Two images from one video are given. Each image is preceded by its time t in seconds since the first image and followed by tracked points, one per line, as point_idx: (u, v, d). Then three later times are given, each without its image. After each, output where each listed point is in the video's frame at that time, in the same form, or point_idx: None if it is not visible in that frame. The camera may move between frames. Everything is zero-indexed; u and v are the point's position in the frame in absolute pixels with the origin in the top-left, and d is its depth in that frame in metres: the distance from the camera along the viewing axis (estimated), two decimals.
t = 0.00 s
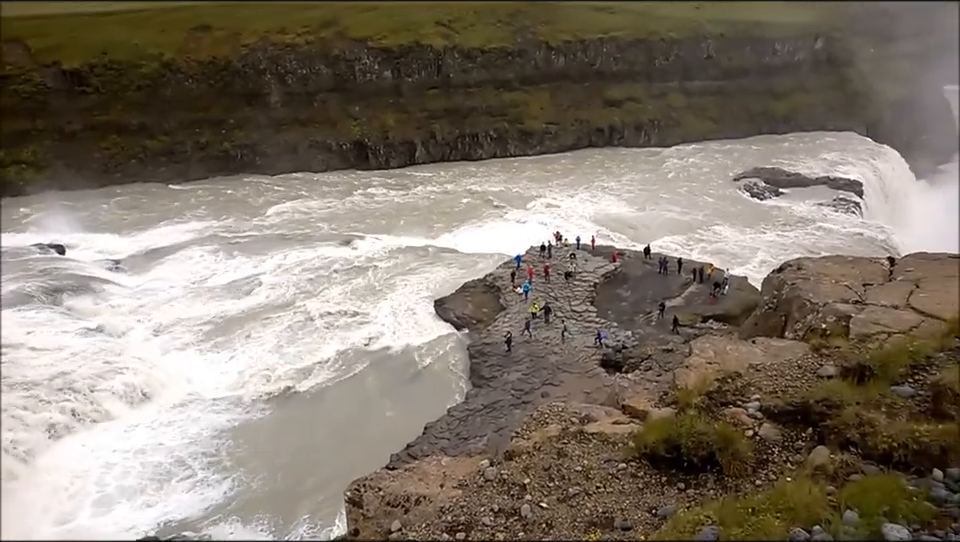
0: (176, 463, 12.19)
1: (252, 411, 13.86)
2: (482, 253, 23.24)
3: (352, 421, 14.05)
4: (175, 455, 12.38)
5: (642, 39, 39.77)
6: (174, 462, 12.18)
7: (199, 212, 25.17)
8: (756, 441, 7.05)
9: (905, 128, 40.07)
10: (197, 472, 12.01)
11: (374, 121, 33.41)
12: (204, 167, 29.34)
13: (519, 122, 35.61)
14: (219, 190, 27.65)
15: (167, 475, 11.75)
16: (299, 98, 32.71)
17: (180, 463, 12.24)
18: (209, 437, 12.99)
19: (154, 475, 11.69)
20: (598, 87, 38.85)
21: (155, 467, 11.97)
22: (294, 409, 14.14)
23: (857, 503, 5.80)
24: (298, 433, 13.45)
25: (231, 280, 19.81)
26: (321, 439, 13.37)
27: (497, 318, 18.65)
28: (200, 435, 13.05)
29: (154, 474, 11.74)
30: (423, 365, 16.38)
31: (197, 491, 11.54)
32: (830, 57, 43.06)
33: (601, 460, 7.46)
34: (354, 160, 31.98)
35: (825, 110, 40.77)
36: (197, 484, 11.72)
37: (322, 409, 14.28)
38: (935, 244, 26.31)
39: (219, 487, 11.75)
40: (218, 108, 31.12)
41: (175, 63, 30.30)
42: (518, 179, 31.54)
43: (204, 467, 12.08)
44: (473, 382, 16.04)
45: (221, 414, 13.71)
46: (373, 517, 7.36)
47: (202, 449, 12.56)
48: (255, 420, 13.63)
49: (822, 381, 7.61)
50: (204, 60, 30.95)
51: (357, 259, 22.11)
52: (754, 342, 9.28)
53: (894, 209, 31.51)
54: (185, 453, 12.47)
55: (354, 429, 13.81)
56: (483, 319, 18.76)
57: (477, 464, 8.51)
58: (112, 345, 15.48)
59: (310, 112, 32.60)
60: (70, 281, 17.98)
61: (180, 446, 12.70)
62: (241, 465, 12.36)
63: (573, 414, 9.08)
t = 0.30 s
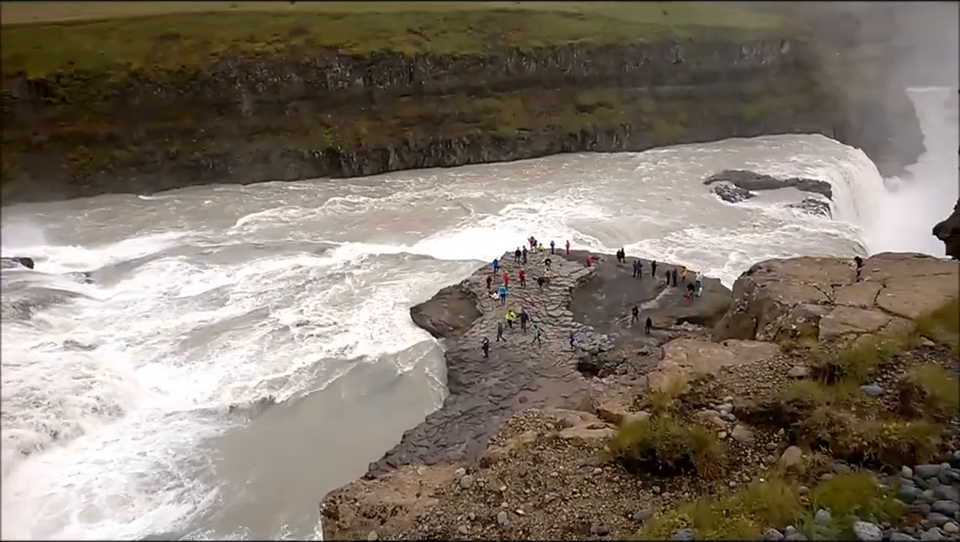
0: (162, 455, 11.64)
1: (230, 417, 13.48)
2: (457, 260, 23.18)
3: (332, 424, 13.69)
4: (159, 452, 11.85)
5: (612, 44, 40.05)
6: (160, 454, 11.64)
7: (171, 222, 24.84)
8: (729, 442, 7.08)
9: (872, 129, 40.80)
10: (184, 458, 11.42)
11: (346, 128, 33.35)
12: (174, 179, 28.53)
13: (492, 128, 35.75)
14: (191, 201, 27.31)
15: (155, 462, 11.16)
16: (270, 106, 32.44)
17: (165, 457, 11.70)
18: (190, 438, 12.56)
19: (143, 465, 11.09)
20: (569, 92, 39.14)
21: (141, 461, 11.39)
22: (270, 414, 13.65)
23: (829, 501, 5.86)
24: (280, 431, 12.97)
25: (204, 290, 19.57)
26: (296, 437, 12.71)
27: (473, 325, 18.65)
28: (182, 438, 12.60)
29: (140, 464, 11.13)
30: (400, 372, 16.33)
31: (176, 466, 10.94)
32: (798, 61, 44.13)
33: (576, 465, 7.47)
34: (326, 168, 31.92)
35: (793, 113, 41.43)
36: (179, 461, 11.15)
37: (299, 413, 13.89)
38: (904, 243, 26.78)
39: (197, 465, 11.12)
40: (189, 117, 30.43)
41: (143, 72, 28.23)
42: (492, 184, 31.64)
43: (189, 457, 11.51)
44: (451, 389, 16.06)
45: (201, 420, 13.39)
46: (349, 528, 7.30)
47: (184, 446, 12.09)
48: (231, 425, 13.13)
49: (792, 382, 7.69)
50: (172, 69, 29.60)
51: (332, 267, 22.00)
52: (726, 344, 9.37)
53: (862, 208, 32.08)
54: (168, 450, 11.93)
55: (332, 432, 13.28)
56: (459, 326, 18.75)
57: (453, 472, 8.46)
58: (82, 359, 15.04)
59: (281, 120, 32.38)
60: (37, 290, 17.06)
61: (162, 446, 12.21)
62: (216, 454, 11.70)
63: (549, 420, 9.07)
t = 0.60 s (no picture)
0: (160, 457, 11.57)
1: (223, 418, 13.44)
2: (444, 261, 23.17)
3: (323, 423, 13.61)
4: (156, 454, 11.78)
5: (596, 44, 40.19)
6: (158, 456, 11.58)
7: (156, 228, 24.59)
8: (714, 438, 7.10)
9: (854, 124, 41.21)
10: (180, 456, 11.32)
11: (331, 130, 33.25)
12: (158, 184, 28.16)
13: (478, 129, 35.77)
14: (175, 206, 27.02)
15: (155, 464, 11.10)
16: (254, 110, 32.26)
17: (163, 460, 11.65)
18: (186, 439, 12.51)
19: (143, 469, 11.05)
20: (555, 92, 39.22)
21: (139, 466, 11.30)
22: (261, 415, 13.15)
23: (814, 493, 5.91)
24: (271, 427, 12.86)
25: (191, 296, 19.50)
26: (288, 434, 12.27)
27: (462, 326, 18.69)
28: (177, 439, 12.56)
29: (139, 469, 11.05)
30: (389, 375, 16.36)
31: (174, 468, 10.65)
32: (778, 58, 44.86)
33: (564, 464, 7.45)
34: (312, 170, 31.81)
35: (775, 110, 41.91)
36: (177, 463, 10.85)
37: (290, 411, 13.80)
38: (889, 236, 27.00)
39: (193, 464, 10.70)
40: (171, 122, 29.82)
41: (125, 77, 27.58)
42: (479, 185, 31.66)
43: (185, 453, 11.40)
44: (441, 390, 16.07)
45: (193, 424, 13.35)
46: (337, 532, 7.22)
47: (181, 446, 12.00)
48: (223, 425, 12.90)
49: (776, 376, 7.74)
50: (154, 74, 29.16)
51: (319, 270, 21.94)
52: (711, 340, 9.42)
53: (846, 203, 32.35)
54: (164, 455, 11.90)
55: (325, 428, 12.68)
56: (448, 327, 18.78)
57: (441, 474, 8.41)
58: (67, 368, 14.91)
59: (266, 124, 32.26)
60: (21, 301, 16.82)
61: (159, 448, 12.15)
62: (209, 453, 11.11)
63: (536, 419, 9.06)
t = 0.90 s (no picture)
0: (151, 463, 11.57)
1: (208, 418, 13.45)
2: (426, 261, 23.12)
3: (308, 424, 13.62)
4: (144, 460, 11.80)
5: (574, 41, 40.28)
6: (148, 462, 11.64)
7: (134, 234, 24.25)
8: (694, 432, 7.13)
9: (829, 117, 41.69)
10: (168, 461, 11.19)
11: (311, 131, 33.08)
12: (135, 189, 27.77)
13: (459, 128, 35.80)
14: (154, 211, 26.67)
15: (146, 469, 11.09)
16: (231, 112, 31.93)
17: (152, 466, 11.59)
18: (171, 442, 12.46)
19: (134, 475, 10.97)
20: (534, 89, 39.31)
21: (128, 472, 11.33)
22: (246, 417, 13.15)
23: (792, 485, 5.95)
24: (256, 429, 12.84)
25: (171, 301, 19.30)
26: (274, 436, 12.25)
27: (446, 325, 18.68)
28: (161, 445, 12.54)
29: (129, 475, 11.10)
30: (372, 376, 16.31)
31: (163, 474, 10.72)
32: (754, 53, 45.16)
33: (546, 463, 7.44)
34: (293, 172, 31.70)
35: (751, 105, 42.35)
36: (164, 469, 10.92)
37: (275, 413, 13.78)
38: (866, 227, 27.34)
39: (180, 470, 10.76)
40: (147, 127, 29.34)
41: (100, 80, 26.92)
42: (461, 183, 31.68)
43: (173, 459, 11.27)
44: (426, 390, 16.06)
45: (177, 430, 13.27)
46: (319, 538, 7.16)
47: (170, 450, 12.03)
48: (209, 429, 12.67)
49: (754, 369, 7.81)
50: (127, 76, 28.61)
51: (301, 272, 21.82)
52: (689, 334, 9.49)
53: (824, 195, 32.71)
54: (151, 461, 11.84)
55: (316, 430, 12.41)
56: (432, 327, 18.76)
57: (424, 476, 8.37)
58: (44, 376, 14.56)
59: (244, 127, 31.98)
60: None
61: (148, 454, 12.11)
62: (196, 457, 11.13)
63: (518, 418, 9.05)
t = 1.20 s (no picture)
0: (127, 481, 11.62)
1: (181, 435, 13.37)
2: (402, 264, 23.09)
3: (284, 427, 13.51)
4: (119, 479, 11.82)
5: (545, 43, 40.43)
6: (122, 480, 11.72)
7: (101, 240, 23.85)
8: (665, 430, 7.20)
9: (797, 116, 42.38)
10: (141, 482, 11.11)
11: (282, 135, 32.89)
12: (102, 195, 27.34)
13: (432, 130, 35.85)
14: (123, 217, 26.21)
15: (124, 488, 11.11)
16: (200, 116, 31.53)
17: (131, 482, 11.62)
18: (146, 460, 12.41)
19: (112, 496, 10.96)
20: (506, 91, 39.46)
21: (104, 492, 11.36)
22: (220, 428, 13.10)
23: (760, 481, 6.02)
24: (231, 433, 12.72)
25: (141, 309, 19.07)
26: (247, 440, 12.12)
27: (422, 328, 18.67)
28: (138, 460, 12.47)
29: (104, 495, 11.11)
30: (347, 381, 16.24)
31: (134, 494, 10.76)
32: (723, 53, 45.68)
33: (519, 464, 7.46)
34: (264, 176, 31.51)
35: (720, 105, 42.93)
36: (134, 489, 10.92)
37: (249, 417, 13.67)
38: (834, 224, 27.82)
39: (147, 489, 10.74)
40: (114, 131, 28.89)
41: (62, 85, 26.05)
42: (434, 185, 31.70)
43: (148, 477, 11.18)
44: (403, 394, 16.03)
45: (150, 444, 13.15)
46: None
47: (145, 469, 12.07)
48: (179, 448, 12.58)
49: (723, 366, 7.90)
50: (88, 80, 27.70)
51: (274, 277, 21.69)
52: (660, 333, 9.56)
53: (793, 192, 33.18)
54: (132, 478, 11.75)
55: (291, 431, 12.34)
56: (408, 330, 18.74)
57: (398, 481, 8.36)
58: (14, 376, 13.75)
59: (214, 131, 31.68)
60: None
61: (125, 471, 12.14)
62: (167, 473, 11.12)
63: (492, 419, 9.07)
